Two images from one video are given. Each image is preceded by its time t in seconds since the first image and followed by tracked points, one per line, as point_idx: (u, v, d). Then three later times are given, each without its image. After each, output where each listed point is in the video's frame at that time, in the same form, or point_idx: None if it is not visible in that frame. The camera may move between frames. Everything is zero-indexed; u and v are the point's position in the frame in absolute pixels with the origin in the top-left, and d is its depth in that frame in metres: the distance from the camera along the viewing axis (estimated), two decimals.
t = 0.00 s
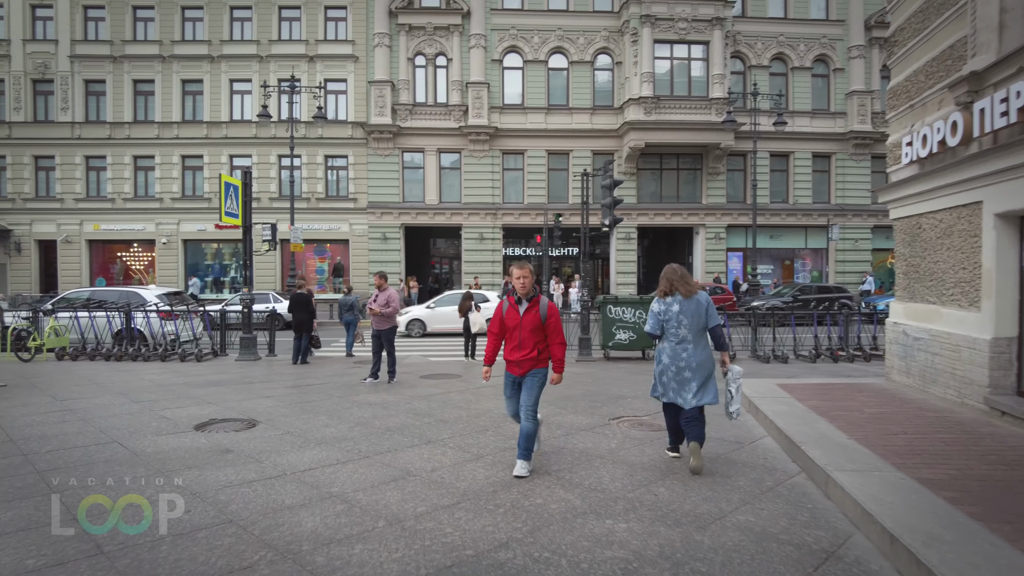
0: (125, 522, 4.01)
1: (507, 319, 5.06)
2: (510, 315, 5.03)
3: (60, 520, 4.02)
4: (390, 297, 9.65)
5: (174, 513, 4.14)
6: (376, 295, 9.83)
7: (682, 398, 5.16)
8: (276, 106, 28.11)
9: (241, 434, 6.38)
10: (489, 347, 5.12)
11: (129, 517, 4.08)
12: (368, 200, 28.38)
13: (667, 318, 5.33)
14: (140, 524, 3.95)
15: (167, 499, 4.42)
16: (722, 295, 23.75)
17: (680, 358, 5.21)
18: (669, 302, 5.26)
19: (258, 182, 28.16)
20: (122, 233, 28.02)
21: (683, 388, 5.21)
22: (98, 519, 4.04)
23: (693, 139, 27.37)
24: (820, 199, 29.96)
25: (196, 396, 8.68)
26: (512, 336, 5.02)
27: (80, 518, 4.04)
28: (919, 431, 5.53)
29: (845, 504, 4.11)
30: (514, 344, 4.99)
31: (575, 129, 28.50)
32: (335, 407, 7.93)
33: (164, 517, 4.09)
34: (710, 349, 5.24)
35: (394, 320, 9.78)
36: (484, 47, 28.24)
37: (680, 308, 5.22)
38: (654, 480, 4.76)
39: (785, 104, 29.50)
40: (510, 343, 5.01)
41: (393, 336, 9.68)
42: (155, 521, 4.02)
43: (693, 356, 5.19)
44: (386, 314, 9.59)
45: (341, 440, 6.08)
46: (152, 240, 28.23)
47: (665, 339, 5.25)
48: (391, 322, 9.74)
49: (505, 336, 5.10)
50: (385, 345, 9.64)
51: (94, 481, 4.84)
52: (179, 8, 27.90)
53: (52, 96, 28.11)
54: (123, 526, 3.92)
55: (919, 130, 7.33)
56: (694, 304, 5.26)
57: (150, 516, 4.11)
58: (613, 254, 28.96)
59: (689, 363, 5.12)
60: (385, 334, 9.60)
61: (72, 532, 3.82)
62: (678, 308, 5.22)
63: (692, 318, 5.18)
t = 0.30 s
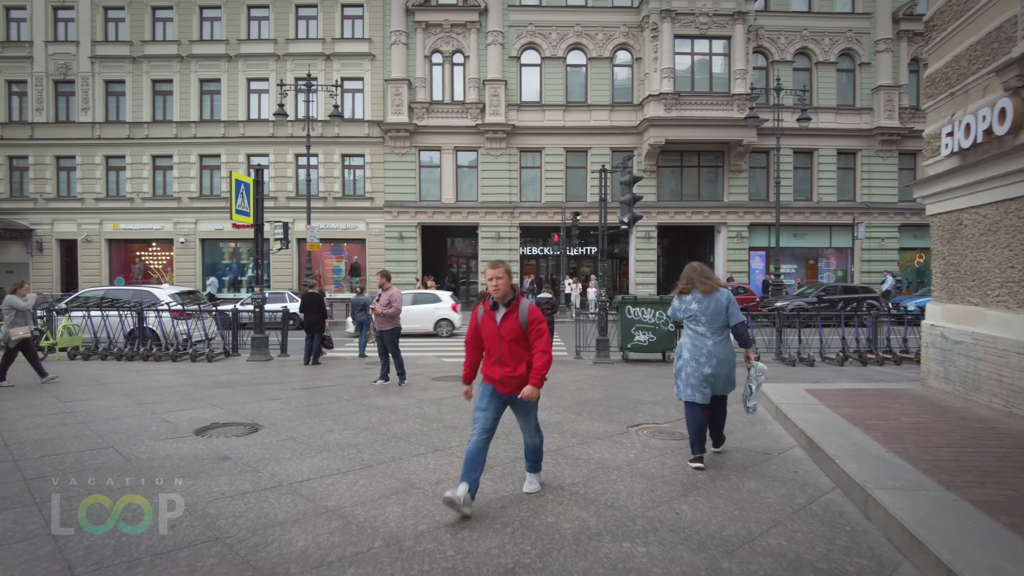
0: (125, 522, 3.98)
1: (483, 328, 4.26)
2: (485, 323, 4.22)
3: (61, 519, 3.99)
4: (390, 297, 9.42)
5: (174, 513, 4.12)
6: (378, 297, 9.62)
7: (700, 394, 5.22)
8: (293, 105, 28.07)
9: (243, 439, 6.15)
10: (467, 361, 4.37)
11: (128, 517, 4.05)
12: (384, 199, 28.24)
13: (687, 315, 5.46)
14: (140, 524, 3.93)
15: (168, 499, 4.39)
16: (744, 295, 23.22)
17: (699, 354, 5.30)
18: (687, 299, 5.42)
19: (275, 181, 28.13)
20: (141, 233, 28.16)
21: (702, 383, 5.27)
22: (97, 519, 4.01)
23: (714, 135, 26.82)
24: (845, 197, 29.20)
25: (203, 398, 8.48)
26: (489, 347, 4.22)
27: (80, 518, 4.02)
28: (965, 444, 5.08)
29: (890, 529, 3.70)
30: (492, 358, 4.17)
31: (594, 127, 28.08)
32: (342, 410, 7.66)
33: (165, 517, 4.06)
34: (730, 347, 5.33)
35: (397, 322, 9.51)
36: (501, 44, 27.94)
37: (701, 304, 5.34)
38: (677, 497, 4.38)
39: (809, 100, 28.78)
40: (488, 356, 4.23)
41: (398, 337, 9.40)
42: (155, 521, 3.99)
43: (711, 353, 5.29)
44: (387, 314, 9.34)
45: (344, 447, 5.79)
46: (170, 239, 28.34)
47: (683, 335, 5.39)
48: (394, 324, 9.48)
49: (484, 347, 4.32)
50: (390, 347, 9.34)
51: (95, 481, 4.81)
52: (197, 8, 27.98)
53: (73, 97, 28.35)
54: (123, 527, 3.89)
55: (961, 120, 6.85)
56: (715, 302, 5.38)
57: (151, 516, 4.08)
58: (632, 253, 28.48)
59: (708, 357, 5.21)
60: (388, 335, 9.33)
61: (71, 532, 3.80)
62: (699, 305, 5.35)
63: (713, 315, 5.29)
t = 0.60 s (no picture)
0: (126, 522, 4.02)
1: (430, 329, 3.51)
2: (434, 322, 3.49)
3: (61, 520, 4.02)
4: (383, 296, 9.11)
5: (174, 513, 4.14)
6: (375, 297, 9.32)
7: (722, 397, 5.31)
8: (303, 104, 27.92)
9: (237, 447, 5.92)
10: (408, 370, 3.59)
11: (129, 517, 4.09)
12: (394, 199, 28.03)
13: (709, 318, 5.53)
14: (140, 524, 3.96)
15: (168, 499, 4.41)
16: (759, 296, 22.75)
17: (722, 357, 5.38)
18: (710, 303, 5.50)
19: (284, 181, 28.01)
20: (151, 232, 28.17)
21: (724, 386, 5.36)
22: (98, 520, 4.04)
23: (729, 133, 26.34)
24: (863, 195, 28.57)
25: (201, 402, 8.26)
26: (440, 353, 3.49)
27: (80, 518, 4.04)
28: (1004, 460, 4.69)
29: (930, 559, 3.32)
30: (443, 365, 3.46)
31: (606, 125, 27.67)
32: (341, 415, 7.38)
33: (165, 517, 4.08)
34: (751, 351, 5.40)
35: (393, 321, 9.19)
36: (512, 42, 27.61)
37: (723, 308, 5.42)
38: (690, 518, 4.05)
39: (827, 96, 28.17)
40: (437, 364, 3.49)
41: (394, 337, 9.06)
42: (155, 521, 4.02)
43: (734, 356, 5.35)
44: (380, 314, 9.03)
45: (338, 457, 5.52)
46: (180, 239, 28.33)
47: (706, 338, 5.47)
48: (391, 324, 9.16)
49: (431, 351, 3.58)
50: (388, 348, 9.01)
51: (95, 481, 4.83)
52: (207, 7, 27.92)
53: (85, 97, 28.40)
54: (123, 527, 3.93)
55: (997, 110, 6.43)
56: (737, 306, 5.44)
57: (151, 516, 4.11)
58: (645, 253, 28.06)
59: (730, 361, 5.29)
60: (384, 336, 9.00)
61: (72, 532, 3.82)
62: (721, 309, 5.43)
63: (735, 319, 5.37)
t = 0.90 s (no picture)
0: (125, 522, 3.97)
1: (349, 354, 2.70)
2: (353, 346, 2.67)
3: (60, 519, 3.97)
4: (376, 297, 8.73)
5: (175, 513, 4.10)
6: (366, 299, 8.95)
7: (734, 394, 5.31)
8: (308, 102, 27.73)
9: (224, 452, 5.67)
10: (316, 397, 2.78)
11: (129, 517, 4.04)
12: (400, 198, 27.80)
13: (721, 317, 5.55)
14: (140, 525, 3.91)
15: (168, 499, 4.35)
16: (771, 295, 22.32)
17: (731, 355, 5.41)
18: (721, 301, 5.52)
19: (290, 179, 27.85)
20: (157, 232, 28.08)
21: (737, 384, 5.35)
22: (97, 520, 3.99)
23: (740, 130, 25.92)
24: (877, 193, 28.00)
25: (193, 404, 8.01)
26: (356, 384, 2.67)
27: (80, 518, 4.00)
28: None
29: None
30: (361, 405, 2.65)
31: (614, 122, 27.29)
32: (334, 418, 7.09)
33: (165, 517, 4.04)
34: (763, 348, 5.36)
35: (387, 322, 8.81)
36: (519, 38, 27.30)
37: (733, 306, 5.42)
38: (698, 536, 3.71)
39: (840, 92, 27.64)
40: (353, 397, 2.69)
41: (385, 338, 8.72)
42: (156, 521, 3.97)
43: (743, 354, 5.35)
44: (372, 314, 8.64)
45: (326, 464, 5.23)
46: (186, 239, 28.24)
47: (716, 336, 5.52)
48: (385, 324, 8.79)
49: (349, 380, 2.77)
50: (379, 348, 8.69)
51: (94, 481, 4.77)
52: (213, 6, 27.80)
53: (92, 97, 28.33)
54: (123, 527, 3.88)
55: None
56: (748, 303, 5.42)
57: (151, 516, 4.06)
58: (654, 252, 27.67)
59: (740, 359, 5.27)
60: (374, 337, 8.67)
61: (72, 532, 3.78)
62: (730, 307, 5.43)
63: (745, 316, 5.35)
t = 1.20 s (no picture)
0: (125, 522, 3.98)
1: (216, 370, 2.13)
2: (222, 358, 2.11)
3: (62, 519, 4.02)
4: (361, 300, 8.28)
5: (174, 513, 4.12)
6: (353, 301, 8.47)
7: (741, 390, 5.36)
8: (314, 102, 27.56)
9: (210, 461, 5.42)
10: (195, 425, 2.25)
11: (129, 517, 4.05)
12: (406, 198, 27.58)
13: (730, 316, 5.67)
14: (140, 524, 3.93)
15: (167, 500, 4.37)
16: (782, 296, 21.90)
17: (739, 353, 5.48)
18: (730, 301, 5.65)
19: (296, 180, 27.70)
20: (163, 233, 28.01)
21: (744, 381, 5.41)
22: (97, 520, 4.01)
23: (750, 128, 25.54)
24: (891, 192, 27.47)
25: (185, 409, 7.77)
26: (226, 408, 2.09)
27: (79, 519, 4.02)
28: None
29: None
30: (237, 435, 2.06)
31: (623, 120, 26.94)
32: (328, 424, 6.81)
33: (165, 517, 4.06)
34: (771, 347, 5.44)
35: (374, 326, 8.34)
36: (526, 36, 27.00)
37: (741, 305, 5.54)
38: (707, 563, 3.40)
39: (852, 89, 27.14)
40: (229, 427, 2.11)
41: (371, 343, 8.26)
42: (156, 521, 3.99)
43: (752, 352, 5.43)
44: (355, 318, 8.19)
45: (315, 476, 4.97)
46: (192, 240, 28.16)
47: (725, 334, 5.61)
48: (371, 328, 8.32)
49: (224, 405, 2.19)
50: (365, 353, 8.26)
51: (95, 480, 4.80)
52: (218, 5, 27.69)
53: (98, 97, 28.29)
54: (123, 527, 3.90)
55: None
56: (756, 303, 5.55)
57: (151, 516, 4.07)
58: (663, 252, 27.31)
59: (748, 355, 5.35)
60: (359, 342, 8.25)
61: (71, 532, 3.81)
62: (739, 306, 5.55)
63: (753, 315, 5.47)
